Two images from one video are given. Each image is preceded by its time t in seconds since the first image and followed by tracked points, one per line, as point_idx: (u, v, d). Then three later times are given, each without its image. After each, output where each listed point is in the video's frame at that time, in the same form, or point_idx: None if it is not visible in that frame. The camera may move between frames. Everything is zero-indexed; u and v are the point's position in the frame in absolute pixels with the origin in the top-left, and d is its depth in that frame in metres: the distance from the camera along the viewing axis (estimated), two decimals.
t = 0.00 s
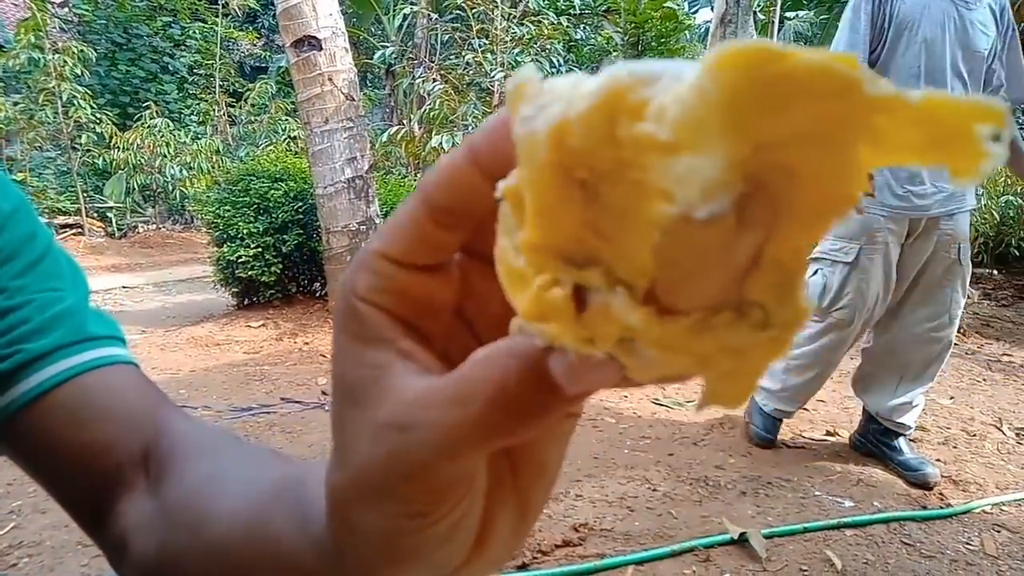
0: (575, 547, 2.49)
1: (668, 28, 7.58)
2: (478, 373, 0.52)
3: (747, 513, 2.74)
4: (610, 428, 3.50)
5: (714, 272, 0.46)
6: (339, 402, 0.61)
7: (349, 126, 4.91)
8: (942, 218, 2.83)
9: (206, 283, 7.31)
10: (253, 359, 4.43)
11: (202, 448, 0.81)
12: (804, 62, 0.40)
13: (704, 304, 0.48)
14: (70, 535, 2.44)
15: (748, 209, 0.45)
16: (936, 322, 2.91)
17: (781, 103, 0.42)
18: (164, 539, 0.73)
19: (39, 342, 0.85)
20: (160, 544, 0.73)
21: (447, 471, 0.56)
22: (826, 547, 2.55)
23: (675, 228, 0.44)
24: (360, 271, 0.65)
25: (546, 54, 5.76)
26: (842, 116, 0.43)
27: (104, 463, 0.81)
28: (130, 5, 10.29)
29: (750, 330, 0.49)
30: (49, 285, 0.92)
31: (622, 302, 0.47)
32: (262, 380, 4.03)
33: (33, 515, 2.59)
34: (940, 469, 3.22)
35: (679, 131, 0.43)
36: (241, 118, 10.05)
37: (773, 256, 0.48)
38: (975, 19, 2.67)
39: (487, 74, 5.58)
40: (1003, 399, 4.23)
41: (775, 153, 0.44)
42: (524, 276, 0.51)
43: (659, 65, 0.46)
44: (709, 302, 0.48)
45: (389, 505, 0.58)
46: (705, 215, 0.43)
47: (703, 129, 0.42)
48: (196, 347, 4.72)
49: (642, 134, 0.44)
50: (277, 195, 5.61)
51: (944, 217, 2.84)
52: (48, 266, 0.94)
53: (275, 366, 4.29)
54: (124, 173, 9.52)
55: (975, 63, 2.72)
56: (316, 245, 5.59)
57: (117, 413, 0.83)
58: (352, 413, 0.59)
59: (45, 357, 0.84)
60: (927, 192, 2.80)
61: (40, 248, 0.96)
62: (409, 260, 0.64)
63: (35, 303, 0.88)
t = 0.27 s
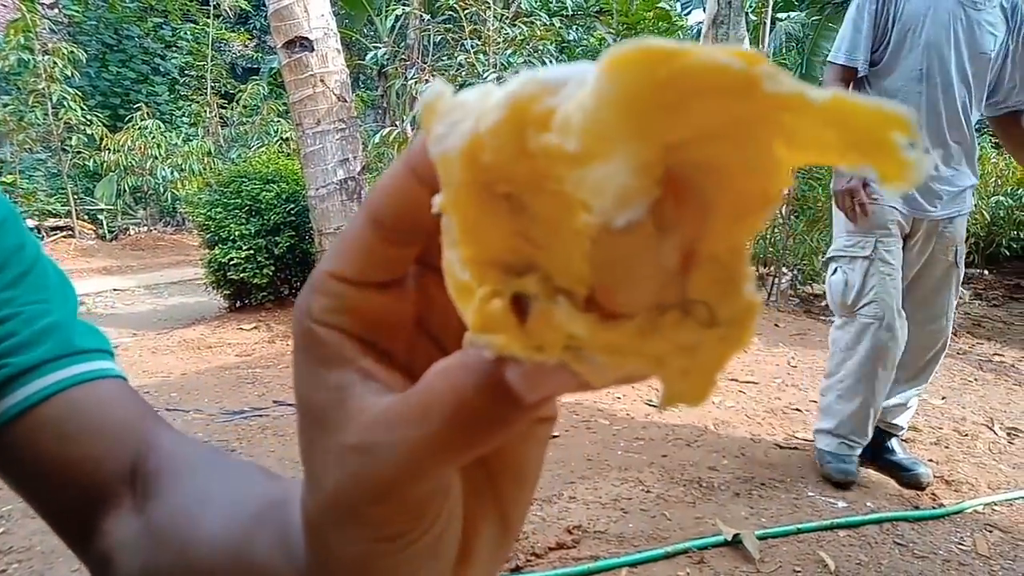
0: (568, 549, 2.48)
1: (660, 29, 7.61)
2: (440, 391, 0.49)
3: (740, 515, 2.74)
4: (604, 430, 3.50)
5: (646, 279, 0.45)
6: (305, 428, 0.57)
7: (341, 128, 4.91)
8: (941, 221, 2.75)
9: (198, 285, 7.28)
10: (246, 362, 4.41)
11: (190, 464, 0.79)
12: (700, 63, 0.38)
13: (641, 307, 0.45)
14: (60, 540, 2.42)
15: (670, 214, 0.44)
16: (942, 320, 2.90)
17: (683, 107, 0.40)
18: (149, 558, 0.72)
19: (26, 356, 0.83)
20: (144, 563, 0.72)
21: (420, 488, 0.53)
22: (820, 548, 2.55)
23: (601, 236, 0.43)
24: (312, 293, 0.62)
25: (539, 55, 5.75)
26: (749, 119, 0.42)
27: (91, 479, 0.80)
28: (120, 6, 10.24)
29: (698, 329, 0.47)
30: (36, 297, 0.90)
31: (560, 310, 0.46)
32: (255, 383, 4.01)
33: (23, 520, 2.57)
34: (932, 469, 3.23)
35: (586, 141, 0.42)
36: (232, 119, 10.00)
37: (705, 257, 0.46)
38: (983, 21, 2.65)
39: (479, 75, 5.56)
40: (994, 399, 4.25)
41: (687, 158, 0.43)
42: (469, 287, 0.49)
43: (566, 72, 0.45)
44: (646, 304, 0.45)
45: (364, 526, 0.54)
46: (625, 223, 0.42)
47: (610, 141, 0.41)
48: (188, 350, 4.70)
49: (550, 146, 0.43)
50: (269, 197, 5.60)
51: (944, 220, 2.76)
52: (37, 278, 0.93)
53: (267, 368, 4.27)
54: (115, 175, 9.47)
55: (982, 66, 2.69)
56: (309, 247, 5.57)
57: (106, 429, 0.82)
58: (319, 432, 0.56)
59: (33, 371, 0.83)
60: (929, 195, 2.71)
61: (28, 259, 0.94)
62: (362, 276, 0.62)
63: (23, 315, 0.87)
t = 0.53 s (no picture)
0: (569, 549, 2.48)
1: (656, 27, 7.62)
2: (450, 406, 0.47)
3: (740, 512, 2.74)
4: (603, 428, 3.51)
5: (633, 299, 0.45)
6: (300, 442, 0.55)
7: (338, 129, 4.90)
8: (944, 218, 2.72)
9: (196, 288, 7.28)
10: (244, 365, 4.41)
11: (186, 474, 0.79)
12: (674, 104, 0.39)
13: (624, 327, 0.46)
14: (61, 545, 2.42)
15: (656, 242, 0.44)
16: (940, 318, 2.86)
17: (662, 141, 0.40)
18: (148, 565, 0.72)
19: (23, 368, 0.83)
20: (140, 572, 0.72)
21: (415, 500, 0.51)
22: (820, 545, 2.55)
23: (583, 263, 0.43)
24: (311, 307, 0.59)
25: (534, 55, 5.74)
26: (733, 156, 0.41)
27: (88, 490, 0.80)
28: (115, 10, 10.24)
29: (688, 355, 0.46)
30: (31, 308, 0.90)
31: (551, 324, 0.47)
32: (254, 386, 4.01)
33: (23, 526, 2.57)
34: (932, 463, 3.24)
35: (567, 175, 0.42)
36: (229, 122, 9.98)
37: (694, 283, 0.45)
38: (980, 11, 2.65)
39: (475, 76, 5.54)
40: (993, 393, 4.25)
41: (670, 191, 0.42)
42: (463, 306, 0.50)
43: (561, 102, 0.45)
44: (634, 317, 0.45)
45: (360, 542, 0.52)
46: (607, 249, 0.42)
47: (591, 173, 0.41)
48: (186, 354, 4.70)
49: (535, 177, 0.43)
50: (266, 199, 5.57)
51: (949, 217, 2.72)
52: (32, 289, 0.92)
53: (266, 371, 4.27)
54: (112, 179, 9.45)
55: (979, 58, 2.69)
56: (306, 249, 5.56)
57: (104, 441, 0.82)
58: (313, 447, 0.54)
59: (29, 384, 0.83)
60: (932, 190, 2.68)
61: (23, 270, 0.94)
62: (363, 293, 0.59)
63: (18, 327, 0.87)
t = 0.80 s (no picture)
0: (570, 551, 2.47)
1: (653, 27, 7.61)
2: (473, 347, 0.59)
3: (741, 513, 2.74)
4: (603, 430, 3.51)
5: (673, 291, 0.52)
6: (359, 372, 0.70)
7: (335, 132, 4.86)
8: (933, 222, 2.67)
9: (195, 292, 7.26)
10: (243, 368, 4.39)
11: (176, 486, 0.81)
12: (789, 123, 0.50)
13: (649, 334, 0.54)
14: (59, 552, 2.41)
15: (706, 236, 0.52)
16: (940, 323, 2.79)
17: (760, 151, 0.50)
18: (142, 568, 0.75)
19: (19, 381, 0.85)
20: None
21: (409, 437, 0.63)
22: (821, 545, 2.55)
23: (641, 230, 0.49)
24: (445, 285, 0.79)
25: (531, 56, 5.70)
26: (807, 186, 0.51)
27: (82, 500, 0.82)
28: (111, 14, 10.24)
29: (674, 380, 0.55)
30: (26, 321, 0.90)
31: (585, 308, 0.56)
32: (253, 390, 3.99)
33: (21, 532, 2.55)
34: (932, 463, 3.24)
35: (675, 141, 0.50)
36: (225, 125, 9.95)
37: (721, 309, 0.55)
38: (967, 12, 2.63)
39: (472, 77, 5.52)
40: (993, 392, 4.25)
41: (738, 196, 0.51)
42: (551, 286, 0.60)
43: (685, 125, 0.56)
44: (662, 322, 0.53)
45: (354, 452, 0.64)
46: (664, 214, 0.48)
47: (693, 139, 0.49)
48: (185, 358, 4.68)
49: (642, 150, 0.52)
50: (263, 203, 5.55)
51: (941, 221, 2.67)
52: (26, 301, 0.93)
53: (265, 375, 4.26)
54: (109, 183, 9.43)
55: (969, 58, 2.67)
56: (304, 252, 5.56)
57: (95, 455, 0.83)
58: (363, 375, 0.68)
59: (24, 399, 0.84)
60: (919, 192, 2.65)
61: (19, 281, 0.94)
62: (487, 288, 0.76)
63: (13, 340, 0.87)
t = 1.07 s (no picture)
0: (572, 550, 2.47)
1: (653, 26, 7.60)
2: (496, 331, 0.59)
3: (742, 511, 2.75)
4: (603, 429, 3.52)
5: (673, 326, 0.51)
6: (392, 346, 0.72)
7: (336, 132, 4.87)
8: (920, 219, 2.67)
9: (195, 292, 7.27)
10: (244, 368, 4.40)
11: (173, 488, 0.81)
12: (823, 186, 0.51)
13: (645, 366, 0.55)
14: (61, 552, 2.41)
15: (725, 271, 0.51)
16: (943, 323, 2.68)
17: (793, 203, 0.51)
18: (148, 557, 0.77)
19: (17, 383, 0.83)
20: (139, 566, 0.77)
21: (427, 404, 0.64)
22: (823, 544, 2.55)
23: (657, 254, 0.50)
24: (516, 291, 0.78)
25: (531, 56, 5.70)
26: (831, 247, 0.52)
27: (85, 501, 0.82)
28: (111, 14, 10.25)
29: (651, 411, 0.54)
30: (25, 322, 0.89)
31: (593, 322, 0.57)
32: (254, 390, 3.99)
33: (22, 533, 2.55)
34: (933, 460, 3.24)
35: (719, 176, 0.52)
36: (226, 125, 9.95)
37: (727, 360, 0.53)
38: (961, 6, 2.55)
39: (472, 77, 5.52)
40: (995, 390, 4.25)
41: (757, 242, 0.51)
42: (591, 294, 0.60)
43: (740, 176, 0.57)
44: (659, 358, 0.54)
45: (374, 409, 0.66)
46: (678, 236, 0.48)
47: (735, 177, 0.51)
48: (186, 358, 4.69)
49: (692, 185, 0.54)
50: (264, 202, 5.55)
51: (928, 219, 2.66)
52: (24, 302, 0.92)
53: (266, 375, 4.26)
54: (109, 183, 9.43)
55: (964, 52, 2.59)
56: (305, 252, 5.59)
57: (96, 458, 0.83)
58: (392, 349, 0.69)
59: (24, 401, 0.83)
60: (905, 189, 2.66)
61: (17, 283, 0.93)
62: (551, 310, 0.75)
63: (11, 342, 0.86)
